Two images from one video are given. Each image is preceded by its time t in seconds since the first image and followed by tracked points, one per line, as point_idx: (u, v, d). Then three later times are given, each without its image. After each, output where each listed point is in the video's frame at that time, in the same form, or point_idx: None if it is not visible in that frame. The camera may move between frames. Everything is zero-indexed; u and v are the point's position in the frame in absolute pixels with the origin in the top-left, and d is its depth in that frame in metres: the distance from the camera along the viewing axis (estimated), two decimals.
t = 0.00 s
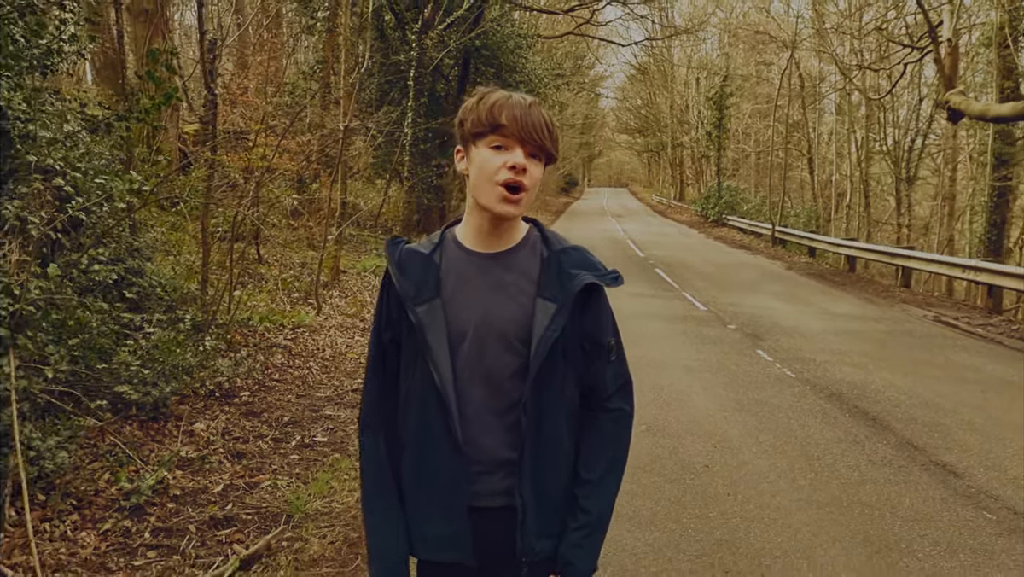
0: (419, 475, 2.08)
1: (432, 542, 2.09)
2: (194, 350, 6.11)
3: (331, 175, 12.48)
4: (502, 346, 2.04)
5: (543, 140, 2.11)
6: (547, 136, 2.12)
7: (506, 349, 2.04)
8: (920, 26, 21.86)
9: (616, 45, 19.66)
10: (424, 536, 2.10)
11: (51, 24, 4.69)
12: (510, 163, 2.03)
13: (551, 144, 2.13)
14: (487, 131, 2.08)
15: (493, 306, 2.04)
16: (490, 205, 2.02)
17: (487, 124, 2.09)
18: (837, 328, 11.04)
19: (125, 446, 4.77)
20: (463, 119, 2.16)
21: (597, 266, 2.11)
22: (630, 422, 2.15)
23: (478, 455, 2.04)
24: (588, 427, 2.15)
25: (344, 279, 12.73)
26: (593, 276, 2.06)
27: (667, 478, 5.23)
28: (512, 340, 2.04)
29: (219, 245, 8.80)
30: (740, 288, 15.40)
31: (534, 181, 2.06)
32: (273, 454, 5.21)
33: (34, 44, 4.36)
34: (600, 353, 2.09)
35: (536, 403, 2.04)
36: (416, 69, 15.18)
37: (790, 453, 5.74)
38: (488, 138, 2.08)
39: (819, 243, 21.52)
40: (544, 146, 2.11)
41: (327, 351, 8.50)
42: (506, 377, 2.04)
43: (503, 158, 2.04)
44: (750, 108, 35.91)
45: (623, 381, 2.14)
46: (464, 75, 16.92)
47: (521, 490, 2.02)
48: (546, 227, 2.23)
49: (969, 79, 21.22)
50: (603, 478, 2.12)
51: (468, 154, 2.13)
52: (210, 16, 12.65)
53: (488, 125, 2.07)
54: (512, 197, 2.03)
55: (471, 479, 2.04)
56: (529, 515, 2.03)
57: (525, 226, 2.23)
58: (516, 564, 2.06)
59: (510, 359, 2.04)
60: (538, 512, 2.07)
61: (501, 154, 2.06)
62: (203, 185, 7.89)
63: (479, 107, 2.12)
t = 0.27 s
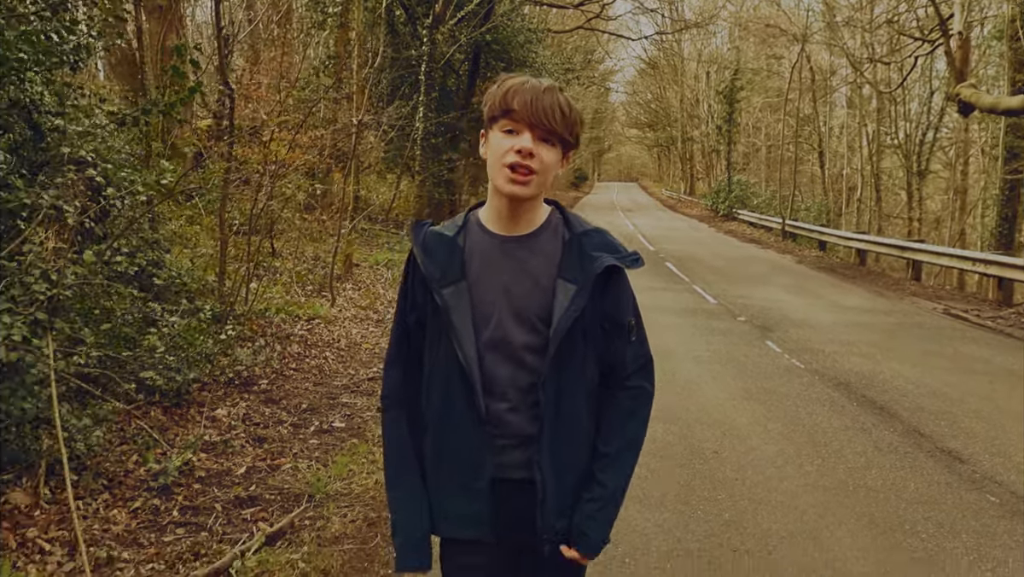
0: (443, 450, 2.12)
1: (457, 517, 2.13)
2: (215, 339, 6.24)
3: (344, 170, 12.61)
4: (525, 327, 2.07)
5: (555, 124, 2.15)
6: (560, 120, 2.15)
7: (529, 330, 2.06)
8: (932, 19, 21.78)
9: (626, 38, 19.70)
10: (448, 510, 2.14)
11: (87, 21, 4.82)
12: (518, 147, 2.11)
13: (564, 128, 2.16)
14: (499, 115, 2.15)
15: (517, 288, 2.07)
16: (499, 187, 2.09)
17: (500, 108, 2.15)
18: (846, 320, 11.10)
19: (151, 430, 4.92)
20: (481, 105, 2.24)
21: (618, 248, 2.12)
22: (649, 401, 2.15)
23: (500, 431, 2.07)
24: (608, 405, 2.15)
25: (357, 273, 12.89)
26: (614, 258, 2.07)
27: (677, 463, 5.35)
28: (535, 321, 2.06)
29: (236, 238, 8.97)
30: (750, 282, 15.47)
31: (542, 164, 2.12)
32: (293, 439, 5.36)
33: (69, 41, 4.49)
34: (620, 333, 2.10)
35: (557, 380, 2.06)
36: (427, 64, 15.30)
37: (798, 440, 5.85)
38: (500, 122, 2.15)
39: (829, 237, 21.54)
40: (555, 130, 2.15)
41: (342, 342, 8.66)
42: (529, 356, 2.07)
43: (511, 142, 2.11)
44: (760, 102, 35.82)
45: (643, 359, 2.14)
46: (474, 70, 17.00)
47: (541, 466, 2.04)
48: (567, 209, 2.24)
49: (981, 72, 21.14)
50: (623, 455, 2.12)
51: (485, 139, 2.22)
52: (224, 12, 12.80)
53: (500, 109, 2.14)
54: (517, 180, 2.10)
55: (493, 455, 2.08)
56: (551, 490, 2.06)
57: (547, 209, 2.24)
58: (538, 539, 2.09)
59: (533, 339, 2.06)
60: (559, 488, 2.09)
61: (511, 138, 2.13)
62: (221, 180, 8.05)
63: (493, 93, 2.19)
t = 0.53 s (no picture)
0: (465, 433, 2.18)
1: (479, 497, 2.18)
2: (235, 325, 6.39)
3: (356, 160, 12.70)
4: (543, 312, 2.15)
5: (574, 116, 2.17)
6: (578, 111, 2.18)
7: (547, 315, 2.15)
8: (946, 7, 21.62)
9: (637, 28, 19.70)
10: (469, 491, 2.18)
11: (112, 14, 4.93)
12: (537, 141, 2.13)
13: (581, 119, 2.18)
14: (517, 109, 2.16)
15: (535, 275, 2.15)
16: (518, 180, 2.13)
17: (517, 101, 2.17)
18: (855, 310, 11.17)
19: (175, 412, 5.09)
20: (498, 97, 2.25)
21: (634, 234, 2.20)
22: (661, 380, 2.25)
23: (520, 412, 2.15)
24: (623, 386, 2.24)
25: (370, 262, 13.05)
26: (631, 245, 2.15)
27: (685, 446, 5.48)
28: (553, 306, 2.15)
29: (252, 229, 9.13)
30: (759, 272, 15.52)
31: (562, 156, 2.15)
32: (312, 422, 5.53)
33: (94, 34, 4.60)
34: (636, 318, 2.20)
35: (576, 362, 2.14)
36: (439, 55, 15.39)
37: (804, 425, 5.96)
38: (517, 116, 2.17)
39: (840, 227, 21.53)
40: (573, 121, 2.16)
41: (357, 329, 8.83)
42: (548, 340, 2.15)
43: (531, 136, 2.13)
44: (772, 91, 35.66)
45: (656, 342, 2.24)
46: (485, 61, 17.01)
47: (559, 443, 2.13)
48: (583, 195, 2.31)
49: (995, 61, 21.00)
50: (637, 432, 2.21)
51: (503, 131, 2.24)
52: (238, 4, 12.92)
53: (517, 104, 2.15)
54: (538, 173, 2.13)
55: (515, 435, 2.16)
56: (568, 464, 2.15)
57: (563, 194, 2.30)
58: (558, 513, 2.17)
59: (551, 323, 2.15)
60: (576, 463, 2.17)
61: (529, 132, 2.15)
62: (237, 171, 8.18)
63: (510, 86, 2.20)
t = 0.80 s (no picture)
0: (470, 443, 2.16)
1: (487, 506, 2.16)
2: (250, 323, 6.54)
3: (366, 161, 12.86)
4: (548, 322, 2.10)
5: (554, 124, 2.08)
6: (558, 117, 2.08)
7: (552, 325, 2.10)
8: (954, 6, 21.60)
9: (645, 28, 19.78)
10: (475, 500, 2.17)
11: (134, 23, 5.09)
12: (520, 157, 2.08)
13: (563, 126, 2.09)
14: (498, 127, 2.12)
15: (540, 286, 2.10)
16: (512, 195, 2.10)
17: (498, 120, 2.12)
18: (861, 308, 11.23)
19: (193, 408, 5.23)
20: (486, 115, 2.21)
21: (639, 245, 2.14)
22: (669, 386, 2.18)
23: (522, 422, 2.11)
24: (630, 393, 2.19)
25: (379, 262, 13.20)
26: (636, 256, 2.10)
27: (690, 443, 5.58)
28: (558, 316, 2.10)
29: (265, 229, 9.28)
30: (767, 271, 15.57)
31: (547, 168, 2.08)
32: (324, 419, 5.66)
33: (117, 43, 4.75)
34: (642, 326, 2.14)
35: (578, 369, 2.10)
36: (447, 56, 15.53)
37: (808, 422, 6.05)
38: (501, 133, 2.12)
39: (848, 226, 21.54)
40: (555, 128, 2.07)
41: (367, 328, 8.96)
42: (552, 351, 2.10)
43: (513, 153, 2.09)
44: (781, 90, 35.65)
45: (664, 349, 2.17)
46: (494, 62, 17.15)
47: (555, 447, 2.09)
48: (587, 206, 2.27)
49: (1004, 59, 20.96)
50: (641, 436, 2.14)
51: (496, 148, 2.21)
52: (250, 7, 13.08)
53: (499, 121, 2.11)
54: (527, 186, 2.08)
55: (521, 442, 2.12)
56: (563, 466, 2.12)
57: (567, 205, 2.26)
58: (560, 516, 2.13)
59: (556, 334, 2.10)
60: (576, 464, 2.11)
61: (512, 149, 2.10)
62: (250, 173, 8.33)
63: (493, 103, 2.15)
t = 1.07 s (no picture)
0: (471, 451, 1.98)
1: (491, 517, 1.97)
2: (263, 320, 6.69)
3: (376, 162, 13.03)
4: (544, 325, 1.96)
5: (502, 131, 1.90)
6: (507, 122, 1.90)
7: (549, 328, 1.96)
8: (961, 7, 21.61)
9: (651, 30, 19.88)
10: (479, 512, 1.98)
11: (155, 30, 5.26)
12: (476, 169, 1.94)
13: (513, 131, 1.90)
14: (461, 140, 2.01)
15: (535, 291, 1.96)
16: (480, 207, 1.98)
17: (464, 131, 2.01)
18: (866, 308, 11.29)
19: (207, 405, 5.36)
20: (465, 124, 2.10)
21: (633, 244, 1.99)
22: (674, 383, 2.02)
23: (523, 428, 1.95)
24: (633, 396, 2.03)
25: (389, 262, 13.37)
26: (631, 256, 1.94)
27: (694, 439, 5.68)
28: (554, 319, 1.96)
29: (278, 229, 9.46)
30: (773, 271, 15.63)
31: (505, 177, 1.91)
32: (336, 415, 5.79)
33: (138, 50, 4.93)
34: (641, 328, 1.97)
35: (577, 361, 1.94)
36: (456, 59, 15.70)
37: (810, 419, 6.15)
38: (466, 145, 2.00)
39: (855, 226, 21.57)
40: (508, 134, 1.89)
41: (377, 327, 9.12)
42: (549, 353, 1.95)
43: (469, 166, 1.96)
44: (788, 91, 35.66)
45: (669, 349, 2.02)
46: (501, 64, 17.32)
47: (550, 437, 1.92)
48: (579, 207, 2.12)
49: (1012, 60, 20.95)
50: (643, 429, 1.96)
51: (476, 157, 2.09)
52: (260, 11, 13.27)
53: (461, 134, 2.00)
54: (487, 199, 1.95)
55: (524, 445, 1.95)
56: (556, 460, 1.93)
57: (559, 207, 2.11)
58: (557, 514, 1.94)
59: (554, 336, 1.95)
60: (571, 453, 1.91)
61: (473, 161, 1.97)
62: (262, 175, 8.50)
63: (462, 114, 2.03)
